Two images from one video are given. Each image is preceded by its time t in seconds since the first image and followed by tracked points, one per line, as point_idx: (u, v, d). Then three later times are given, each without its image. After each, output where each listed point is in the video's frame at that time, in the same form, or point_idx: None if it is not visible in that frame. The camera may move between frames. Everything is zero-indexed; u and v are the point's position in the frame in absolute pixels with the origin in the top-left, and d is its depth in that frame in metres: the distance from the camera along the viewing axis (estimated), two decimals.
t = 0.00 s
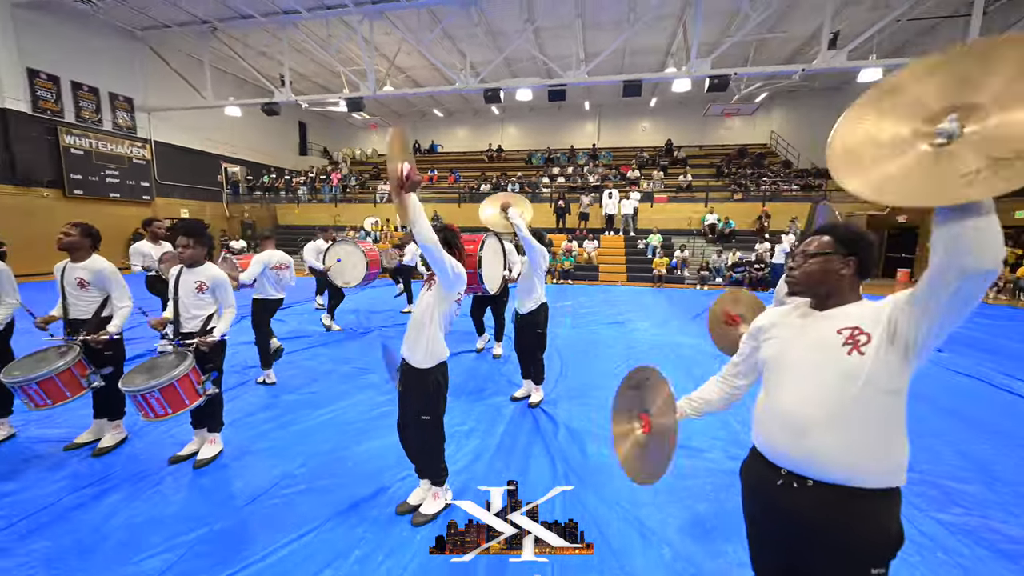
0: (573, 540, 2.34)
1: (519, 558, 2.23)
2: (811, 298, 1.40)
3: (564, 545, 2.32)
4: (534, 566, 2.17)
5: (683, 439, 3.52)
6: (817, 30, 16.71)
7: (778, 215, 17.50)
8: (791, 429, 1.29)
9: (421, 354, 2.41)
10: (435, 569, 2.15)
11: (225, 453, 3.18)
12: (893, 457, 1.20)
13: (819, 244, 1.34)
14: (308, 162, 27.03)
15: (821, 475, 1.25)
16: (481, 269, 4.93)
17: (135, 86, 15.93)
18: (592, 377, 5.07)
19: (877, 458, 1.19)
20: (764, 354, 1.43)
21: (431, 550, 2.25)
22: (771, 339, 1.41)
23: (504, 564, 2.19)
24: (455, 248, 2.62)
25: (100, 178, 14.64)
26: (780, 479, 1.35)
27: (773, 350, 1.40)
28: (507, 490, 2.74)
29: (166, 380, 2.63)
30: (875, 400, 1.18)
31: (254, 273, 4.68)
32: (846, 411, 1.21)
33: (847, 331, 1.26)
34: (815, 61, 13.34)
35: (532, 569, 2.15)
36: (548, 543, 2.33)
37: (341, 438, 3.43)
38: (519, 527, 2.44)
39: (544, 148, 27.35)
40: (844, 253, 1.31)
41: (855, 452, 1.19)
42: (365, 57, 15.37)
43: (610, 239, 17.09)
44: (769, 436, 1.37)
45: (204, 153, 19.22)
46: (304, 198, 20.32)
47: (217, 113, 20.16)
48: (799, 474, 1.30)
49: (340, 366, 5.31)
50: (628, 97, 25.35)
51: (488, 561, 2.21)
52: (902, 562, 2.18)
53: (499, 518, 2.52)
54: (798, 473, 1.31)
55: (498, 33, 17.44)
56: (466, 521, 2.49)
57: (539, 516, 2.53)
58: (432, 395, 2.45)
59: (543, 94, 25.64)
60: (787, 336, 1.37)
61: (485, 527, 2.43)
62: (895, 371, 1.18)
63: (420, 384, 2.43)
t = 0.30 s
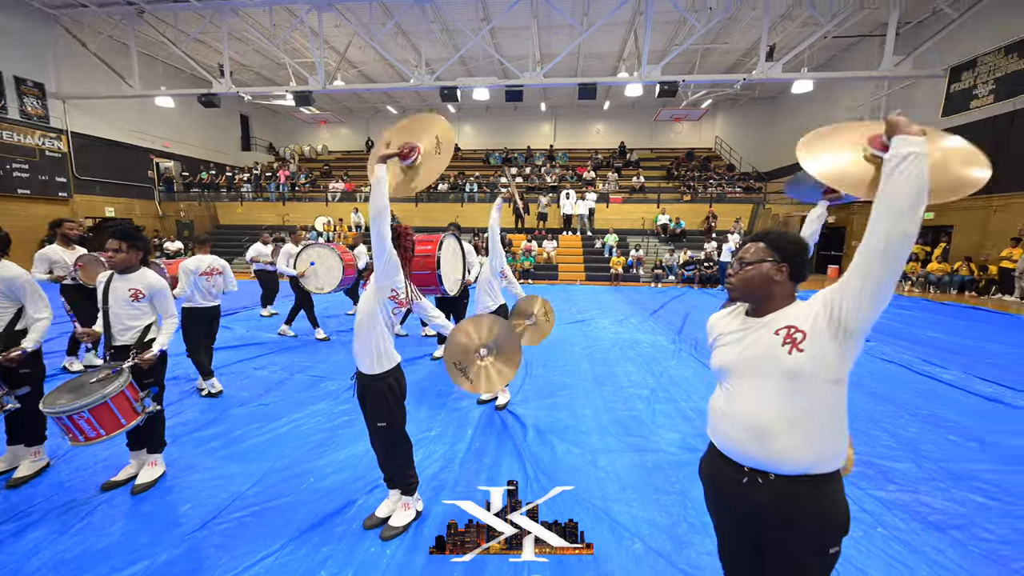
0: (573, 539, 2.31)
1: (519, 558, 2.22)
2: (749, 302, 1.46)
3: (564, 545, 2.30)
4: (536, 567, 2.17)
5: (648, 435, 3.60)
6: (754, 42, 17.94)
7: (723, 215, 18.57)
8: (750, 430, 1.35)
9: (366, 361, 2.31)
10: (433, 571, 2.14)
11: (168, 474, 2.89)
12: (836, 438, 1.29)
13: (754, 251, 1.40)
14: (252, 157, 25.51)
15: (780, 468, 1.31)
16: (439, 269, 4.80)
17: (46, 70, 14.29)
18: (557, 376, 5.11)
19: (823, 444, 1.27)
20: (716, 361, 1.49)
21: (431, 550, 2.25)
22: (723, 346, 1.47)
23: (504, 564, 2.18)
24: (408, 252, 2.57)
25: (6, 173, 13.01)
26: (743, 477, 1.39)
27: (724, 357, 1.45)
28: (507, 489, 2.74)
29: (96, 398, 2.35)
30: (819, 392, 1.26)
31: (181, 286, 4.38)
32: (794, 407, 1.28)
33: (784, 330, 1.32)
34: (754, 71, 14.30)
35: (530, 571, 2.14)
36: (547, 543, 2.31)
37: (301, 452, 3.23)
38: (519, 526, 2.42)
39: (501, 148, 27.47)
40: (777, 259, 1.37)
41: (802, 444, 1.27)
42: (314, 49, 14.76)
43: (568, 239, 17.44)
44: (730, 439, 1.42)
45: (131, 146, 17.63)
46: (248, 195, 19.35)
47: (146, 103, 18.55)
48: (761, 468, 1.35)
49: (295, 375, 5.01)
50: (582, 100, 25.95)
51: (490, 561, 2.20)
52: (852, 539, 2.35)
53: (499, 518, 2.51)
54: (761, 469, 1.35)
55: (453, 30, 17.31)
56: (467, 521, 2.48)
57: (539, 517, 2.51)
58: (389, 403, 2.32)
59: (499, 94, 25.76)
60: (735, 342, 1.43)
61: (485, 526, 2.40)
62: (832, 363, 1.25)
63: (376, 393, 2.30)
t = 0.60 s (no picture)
0: (573, 540, 2.31)
1: (519, 558, 2.22)
2: (736, 296, 1.56)
3: (564, 545, 2.30)
4: (536, 566, 2.16)
5: (625, 428, 3.72)
6: (711, 51, 18.81)
7: (685, 216, 19.35)
8: (734, 411, 1.44)
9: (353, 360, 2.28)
10: (433, 570, 2.14)
11: (131, 488, 2.72)
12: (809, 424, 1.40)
13: (743, 246, 1.49)
14: (205, 153, 24.22)
15: (762, 446, 1.40)
16: (411, 270, 4.77)
17: None
18: (532, 373, 5.18)
19: (799, 427, 1.39)
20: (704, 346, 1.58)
21: (431, 550, 2.25)
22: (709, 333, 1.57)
23: (503, 565, 2.18)
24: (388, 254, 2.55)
25: None
26: (726, 454, 1.48)
27: (712, 343, 1.55)
28: (506, 490, 2.73)
29: (55, 410, 2.18)
30: (799, 379, 1.37)
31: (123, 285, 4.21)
32: (775, 394, 1.39)
33: (770, 326, 1.42)
34: (712, 78, 15.00)
35: (529, 571, 2.13)
36: (547, 543, 2.31)
37: (277, 459, 3.12)
38: (519, 527, 2.41)
39: (468, 148, 27.42)
40: (763, 256, 1.46)
41: (782, 426, 1.38)
42: (274, 42, 14.23)
43: (537, 239, 17.67)
44: (714, 419, 1.51)
45: (67, 140, 16.32)
46: (201, 193, 18.37)
47: (84, 92, 17.21)
48: (742, 447, 1.45)
49: (263, 380, 4.82)
50: (548, 101, 26.31)
51: (490, 561, 2.20)
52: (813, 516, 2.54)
53: (499, 518, 2.50)
54: (740, 448, 1.45)
55: (420, 27, 17.17)
56: (466, 521, 2.47)
57: (540, 517, 2.52)
58: (378, 398, 2.30)
59: (466, 94, 25.71)
60: (724, 331, 1.52)
61: (485, 527, 2.39)
62: (809, 355, 1.37)
63: (365, 389, 2.28)
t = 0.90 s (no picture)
0: (573, 540, 2.32)
1: (519, 558, 2.23)
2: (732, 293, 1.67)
3: (564, 545, 2.31)
4: (539, 568, 2.17)
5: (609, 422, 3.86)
6: (676, 57, 19.51)
7: (653, 216, 19.96)
8: (727, 395, 1.59)
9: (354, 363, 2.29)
10: (434, 570, 2.16)
11: (108, 502, 2.60)
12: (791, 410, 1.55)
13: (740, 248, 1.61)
14: (160, 150, 22.98)
15: (749, 426, 1.57)
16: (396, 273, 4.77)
17: None
18: (515, 373, 5.25)
19: (780, 412, 1.55)
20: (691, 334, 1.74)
21: (431, 550, 2.28)
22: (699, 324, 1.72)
23: (504, 565, 2.19)
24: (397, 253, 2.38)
25: None
26: (720, 435, 1.64)
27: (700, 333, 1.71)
28: (507, 489, 2.74)
29: (27, 423, 2.05)
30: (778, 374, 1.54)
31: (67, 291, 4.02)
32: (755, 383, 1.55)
33: (758, 327, 1.57)
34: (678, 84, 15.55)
35: (529, 571, 2.15)
36: (548, 543, 2.32)
37: (262, 466, 3.06)
38: (519, 526, 2.43)
39: (440, 148, 27.23)
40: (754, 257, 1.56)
41: (762, 410, 1.55)
42: (237, 35, 13.71)
43: (511, 239, 17.79)
44: (703, 399, 1.69)
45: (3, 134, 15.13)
46: (156, 192, 17.45)
47: (23, 83, 16.01)
48: (734, 428, 1.61)
49: (239, 387, 4.67)
50: (520, 103, 26.52)
51: (488, 561, 2.22)
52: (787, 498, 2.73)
53: (499, 518, 2.52)
54: (733, 429, 1.61)
55: (390, 25, 16.97)
56: (467, 521, 2.50)
57: (539, 517, 2.53)
58: (389, 399, 2.32)
59: (438, 94, 25.57)
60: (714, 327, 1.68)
61: (485, 527, 2.42)
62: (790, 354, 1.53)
63: (374, 391, 2.28)
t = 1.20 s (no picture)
0: (573, 538, 2.33)
1: (519, 559, 2.23)
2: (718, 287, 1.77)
3: (564, 545, 2.31)
4: (539, 567, 2.16)
5: (591, 417, 3.94)
6: (645, 61, 20.04)
7: (625, 216, 20.42)
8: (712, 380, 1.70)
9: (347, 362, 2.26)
10: (435, 570, 2.16)
11: (76, 516, 2.47)
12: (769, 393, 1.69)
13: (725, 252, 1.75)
14: (111, 145, 21.66)
15: (737, 415, 1.68)
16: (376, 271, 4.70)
17: None
18: (496, 371, 5.29)
19: (762, 397, 1.67)
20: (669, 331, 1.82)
21: (431, 550, 2.27)
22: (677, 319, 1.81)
23: (504, 565, 2.19)
24: (392, 248, 2.35)
25: None
26: (712, 425, 1.73)
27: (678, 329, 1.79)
28: (507, 491, 2.72)
29: None
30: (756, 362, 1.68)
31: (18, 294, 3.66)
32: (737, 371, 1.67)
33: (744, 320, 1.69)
34: (647, 88, 15.99)
35: (531, 570, 2.15)
36: (548, 543, 2.32)
37: (242, 474, 2.97)
38: (520, 527, 2.43)
39: (411, 147, 26.92)
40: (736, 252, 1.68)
41: (745, 397, 1.66)
42: (197, 27, 13.13)
43: (486, 239, 17.81)
44: (689, 388, 1.79)
45: None
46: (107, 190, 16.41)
47: None
48: (725, 417, 1.71)
49: (210, 393, 4.49)
50: (492, 102, 26.54)
51: (489, 561, 2.22)
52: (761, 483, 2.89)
53: (499, 518, 2.52)
54: (723, 418, 1.71)
55: (359, 21, 16.64)
56: (467, 521, 2.49)
57: (539, 516, 2.53)
58: (387, 397, 2.33)
59: (409, 92, 25.25)
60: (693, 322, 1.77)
61: (485, 527, 2.42)
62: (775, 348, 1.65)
63: (373, 389, 2.27)
